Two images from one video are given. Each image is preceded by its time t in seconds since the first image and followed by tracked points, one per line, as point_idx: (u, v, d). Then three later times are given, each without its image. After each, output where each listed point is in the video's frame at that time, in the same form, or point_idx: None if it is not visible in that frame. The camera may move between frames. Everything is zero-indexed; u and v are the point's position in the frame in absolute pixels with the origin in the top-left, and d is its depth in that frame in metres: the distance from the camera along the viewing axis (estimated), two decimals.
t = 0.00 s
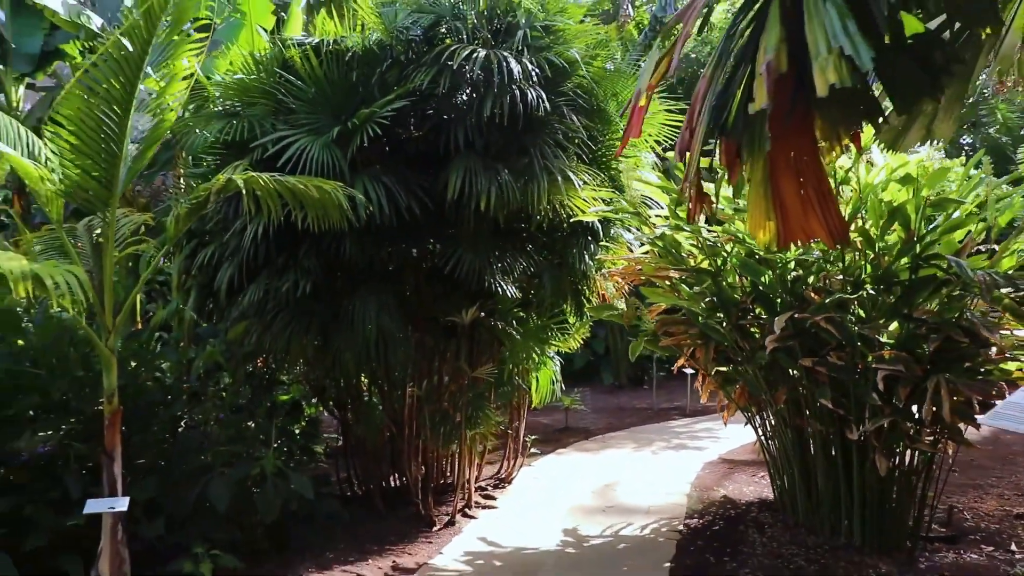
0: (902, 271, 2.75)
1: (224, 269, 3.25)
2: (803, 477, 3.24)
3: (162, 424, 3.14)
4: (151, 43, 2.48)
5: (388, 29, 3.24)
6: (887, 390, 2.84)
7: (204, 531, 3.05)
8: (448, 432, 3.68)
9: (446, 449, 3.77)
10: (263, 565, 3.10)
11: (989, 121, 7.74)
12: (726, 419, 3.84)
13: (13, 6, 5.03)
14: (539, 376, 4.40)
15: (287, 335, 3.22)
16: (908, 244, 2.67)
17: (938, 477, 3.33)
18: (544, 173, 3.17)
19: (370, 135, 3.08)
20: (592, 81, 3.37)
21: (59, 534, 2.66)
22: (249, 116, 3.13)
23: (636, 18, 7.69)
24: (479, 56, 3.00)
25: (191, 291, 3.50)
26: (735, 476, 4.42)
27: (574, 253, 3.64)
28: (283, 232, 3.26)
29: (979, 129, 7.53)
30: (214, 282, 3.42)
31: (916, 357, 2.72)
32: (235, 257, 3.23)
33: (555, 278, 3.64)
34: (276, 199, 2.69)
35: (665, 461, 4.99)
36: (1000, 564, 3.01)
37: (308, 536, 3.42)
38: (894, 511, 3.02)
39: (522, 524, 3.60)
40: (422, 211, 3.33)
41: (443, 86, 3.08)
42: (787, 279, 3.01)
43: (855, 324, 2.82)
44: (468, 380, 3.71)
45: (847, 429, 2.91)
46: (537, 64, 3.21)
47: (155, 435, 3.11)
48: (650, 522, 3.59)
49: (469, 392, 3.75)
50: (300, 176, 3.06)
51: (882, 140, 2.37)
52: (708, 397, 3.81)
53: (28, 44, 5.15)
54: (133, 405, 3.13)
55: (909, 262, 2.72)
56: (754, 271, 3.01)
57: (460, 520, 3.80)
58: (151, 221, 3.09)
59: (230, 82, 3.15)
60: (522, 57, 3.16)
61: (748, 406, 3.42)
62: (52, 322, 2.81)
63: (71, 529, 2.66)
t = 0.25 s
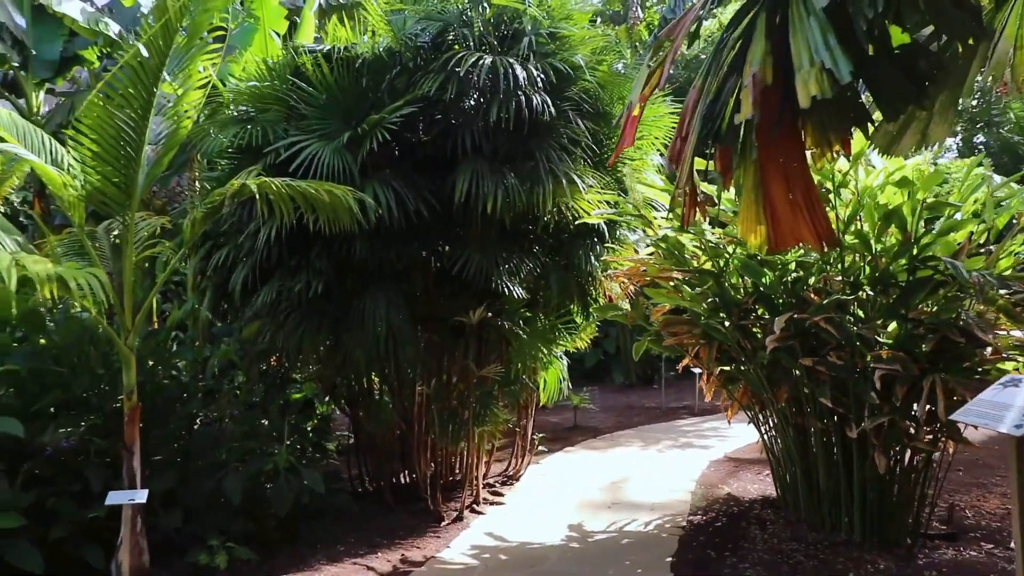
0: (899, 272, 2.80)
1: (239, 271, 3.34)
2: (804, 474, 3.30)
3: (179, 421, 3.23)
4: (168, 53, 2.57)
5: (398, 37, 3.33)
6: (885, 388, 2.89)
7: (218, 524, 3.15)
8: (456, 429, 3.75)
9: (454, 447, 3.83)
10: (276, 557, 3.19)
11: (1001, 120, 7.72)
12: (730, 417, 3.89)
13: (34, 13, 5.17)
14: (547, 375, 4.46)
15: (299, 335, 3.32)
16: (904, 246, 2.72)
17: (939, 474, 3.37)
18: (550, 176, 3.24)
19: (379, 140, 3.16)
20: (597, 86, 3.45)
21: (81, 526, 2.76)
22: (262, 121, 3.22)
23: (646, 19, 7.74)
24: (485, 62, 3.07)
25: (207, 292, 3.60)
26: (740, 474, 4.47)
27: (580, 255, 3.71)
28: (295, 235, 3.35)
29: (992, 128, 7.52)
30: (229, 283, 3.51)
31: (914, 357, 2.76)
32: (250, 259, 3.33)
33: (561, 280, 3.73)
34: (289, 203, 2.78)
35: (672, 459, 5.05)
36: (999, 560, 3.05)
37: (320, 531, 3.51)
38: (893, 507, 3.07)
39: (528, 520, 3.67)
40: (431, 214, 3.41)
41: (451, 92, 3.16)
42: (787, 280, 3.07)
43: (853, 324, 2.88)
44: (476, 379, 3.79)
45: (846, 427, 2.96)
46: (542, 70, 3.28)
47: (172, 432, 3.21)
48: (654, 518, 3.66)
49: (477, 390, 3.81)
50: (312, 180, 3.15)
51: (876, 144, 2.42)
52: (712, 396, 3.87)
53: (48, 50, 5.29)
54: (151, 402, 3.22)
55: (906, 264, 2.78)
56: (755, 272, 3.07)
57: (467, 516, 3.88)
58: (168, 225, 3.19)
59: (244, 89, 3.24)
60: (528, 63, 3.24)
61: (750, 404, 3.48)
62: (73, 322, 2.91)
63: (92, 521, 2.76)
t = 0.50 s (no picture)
0: (898, 271, 2.85)
1: (254, 272, 3.44)
2: (807, 470, 3.35)
3: (196, 418, 3.34)
4: (185, 62, 2.67)
5: (407, 43, 3.41)
6: (885, 386, 2.95)
7: (235, 517, 3.25)
8: (466, 427, 3.83)
9: (464, 444, 3.91)
10: (290, 550, 3.28)
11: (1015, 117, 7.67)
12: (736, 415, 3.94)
13: (56, 21, 5.30)
14: (556, 372, 4.48)
15: (312, 334, 3.41)
16: (903, 246, 2.76)
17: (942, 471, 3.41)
18: (556, 178, 3.31)
19: (390, 144, 3.24)
20: (603, 89, 3.51)
21: (103, 518, 2.86)
22: (276, 126, 3.32)
23: (657, 20, 7.78)
24: (492, 68, 3.15)
25: (223, 292, 3.70)
26: (747, 471, 4.52)
27: (587, 256, 3.77)
28: (308, 237, 3.44)
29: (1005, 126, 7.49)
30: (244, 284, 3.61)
31: (913, 355, 2.81)
32: (265, 260, 3.42)
33: (569, 280, 3.81)
34: (302, 206, 2.87)
35: (680, 457, 5.11)
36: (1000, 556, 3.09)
37: (333, 525, 3.60)
38: (895, 503, 3.11)
39: (536, 515, 3.75)
40: (440, 216, 3.49)
41: (458, 97, 3.24)
42: (789, 280, 3.12)
43: (853, 323, 2.93)
44: (485, 377, 3.87)
45: (847, 424, 3.01)
46: (549, 75, 3.35)
47: (190, 428, 3.31)
48: (660, 514, 3.73)
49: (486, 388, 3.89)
50: (324, 184, 3.24)
51: (872, 147, 2.47)
52: (717, 395, 3.92)
53: (69, 57, 5.43)
54: (169, 400, 3.33)
55: (905, 263, 2.82)
56: (758, 272, 3.12)
57: (477, 511, 3.96)
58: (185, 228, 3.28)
59: (259, 95, 3.33)
60: (534, 69, 3.31)
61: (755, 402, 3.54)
62: (94, 322, 3.01)
63: (114, 513, 2.87)
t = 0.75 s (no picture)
0: (897, 272, 2.89)
1: (270, 272, 3.54)
2: (810, 467, 3.40)
3: (214, 414, 3.44)
4: (203, 70, 2.77)
5: (418, 49, 3.50)
6: (886, 384, 3.00)
7: (251, 510, 3.35)
8: (476, 423, 3.91)
9: (474, 440, 3.99)
10: (305, 543, 3.38)
11: None
12: (742, 412, 4.00)
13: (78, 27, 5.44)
14: (565, 371, 4.57)
15: (325, 333, 3.51)
16: (902, 246, 2.81)
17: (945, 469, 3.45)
18: (564, 181, 3.39)
19: (401, 147, 3.33)
20: (610, 93, 3.58)
21: (125, 509, 2.97)
22: (291, 131, 3.41)
23: (669, 21, 7.82)
24: (500, 73, 3.23)
25: (239, 292, 3.80)
26: (754, 469, 4.57)
27: (595, 256, 3.84)
28: (322, 238, 3.54)
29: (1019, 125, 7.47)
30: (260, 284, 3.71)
31: (912, 353, 2.87)
32: (280, 261, 3.52)
33: (578, 280, 3.88)
34: (315, 208, 2.96)
35: (688, 455, 5.16)
36: (1001, 552, 3.13)
37: (346, 519, 3.70)
38: (897, 499, 3.16)
39: (544, 510, 3.82)
40: (450, 218, 3.58)
41: (468, 101, 3.32)
42: (792, 280, 3.19)
43: (855, 322, 2.99)
44: (495, 375, 3.95)
45: (849, 421, 3.07)
46: (555, 79, 3.43)
47: (208, 424, 3.41)
48: (666, 509, 3.79)
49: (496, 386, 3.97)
50: (338, 187, 3.33)
51: (869, 149, 2.50)
52: (724, 393, 3.98)
53: (90, 62, 5.56)
54: (188, 396, 3.43)
55: (904, 263, 2.87)
56: (761, 272, 3.18)
57: (487, 506, 4.04)
58: (203, 229, 3.39)
59: (274, 100, 3.42)
60: (541, 74, 3.39)
61: (760, 400, 3.59)
62: (116, 321, 3.11)
63: (136, 504, 2.97)
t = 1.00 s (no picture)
0: (898, 272, 2.96)
1: (287, 272, 3.65)
2: (814, 463, 3.47)
3: (234, 409, 3.56)
4: (223, 80, 2.89)
5: (430, 55, 3.60)
6: (887, 382, 3.06)
7: (269, 502, 3.47)
8: (487, 420, 4.01)
9: (485, 436, 4.09)
10: (321, 534, 3.49)
11: None
12: (749, 410, 4.06)
13: (102, 35, 5.59)
14: (575, 369, 4.65)
15: (341, 332, 3.62)
16: (902, 246, 2.87)
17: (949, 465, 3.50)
18: (571, 183, 3.47)
19: (413, 151, 3.43)
20: (617, 97, 3.66)
21: (150, 501, 3.09)
22: (307, 136, 3.53)
23: (682, 21, 7.86)
24: (509, 79, 3.33)
25: (258, 291, 3.92)
26: (762, 466, 4.63)
27: (604, 256, 3.92)
28: (337, 240, 3.64)
29: None
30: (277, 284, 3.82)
31: (913, 351, 2.93)
32: (297, 262, 3.63)
33: (587, 280, 3.96)
34: (331, 211, 3.06)
35: (698, 452, 5.23)
36: (1003, 547, 3.18)
37: (360, 512, 3.81)
38: (900, 494, 3.22)
39: (554, 504, 3.91)
40: (461, 220, 3.68)
41: (478, 106, 3.42)
42: (795, 280, 3.25)
43: (856, 321, 3.05)
44: (506, 373, 4.04)
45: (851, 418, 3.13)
46: (563, 84, 3.52)
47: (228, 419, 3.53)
48: (673, 504, 3.87)
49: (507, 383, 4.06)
50: (352, 190, 3.44)
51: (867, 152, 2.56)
52: (731, 390, 4.05)
53: (112, 69, 5.70)
54: (208, 392, 3.56)
55: (904, 263, 2.94)
56: (765, 272, 3.25)
57: (498, 501, 4.14)
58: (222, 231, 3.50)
59: (290, 106, 3.53)
60: (549, 79, 3.48)
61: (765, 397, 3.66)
62: (140, 320, 3.24)
63: (159, 495, 3.10)
